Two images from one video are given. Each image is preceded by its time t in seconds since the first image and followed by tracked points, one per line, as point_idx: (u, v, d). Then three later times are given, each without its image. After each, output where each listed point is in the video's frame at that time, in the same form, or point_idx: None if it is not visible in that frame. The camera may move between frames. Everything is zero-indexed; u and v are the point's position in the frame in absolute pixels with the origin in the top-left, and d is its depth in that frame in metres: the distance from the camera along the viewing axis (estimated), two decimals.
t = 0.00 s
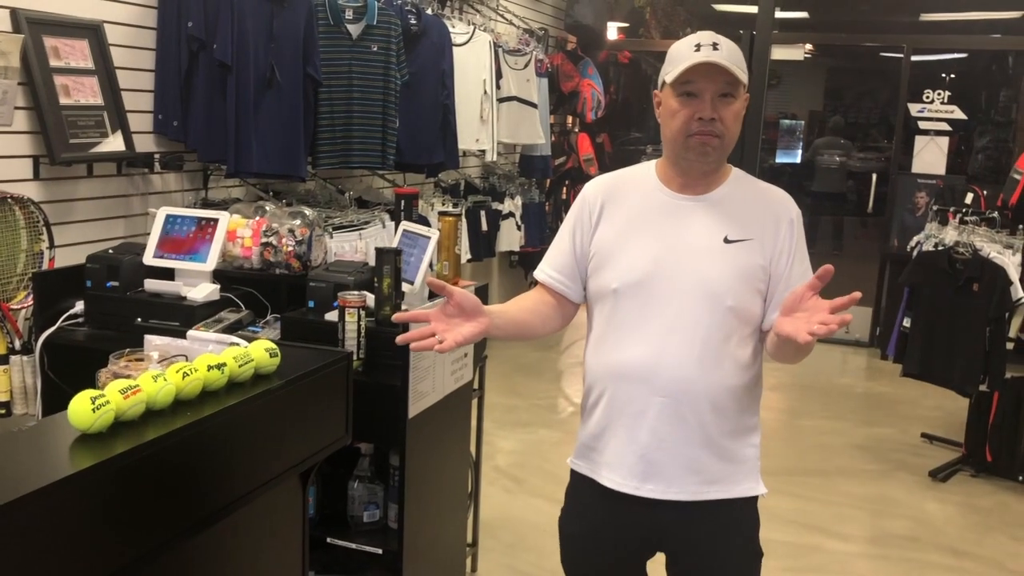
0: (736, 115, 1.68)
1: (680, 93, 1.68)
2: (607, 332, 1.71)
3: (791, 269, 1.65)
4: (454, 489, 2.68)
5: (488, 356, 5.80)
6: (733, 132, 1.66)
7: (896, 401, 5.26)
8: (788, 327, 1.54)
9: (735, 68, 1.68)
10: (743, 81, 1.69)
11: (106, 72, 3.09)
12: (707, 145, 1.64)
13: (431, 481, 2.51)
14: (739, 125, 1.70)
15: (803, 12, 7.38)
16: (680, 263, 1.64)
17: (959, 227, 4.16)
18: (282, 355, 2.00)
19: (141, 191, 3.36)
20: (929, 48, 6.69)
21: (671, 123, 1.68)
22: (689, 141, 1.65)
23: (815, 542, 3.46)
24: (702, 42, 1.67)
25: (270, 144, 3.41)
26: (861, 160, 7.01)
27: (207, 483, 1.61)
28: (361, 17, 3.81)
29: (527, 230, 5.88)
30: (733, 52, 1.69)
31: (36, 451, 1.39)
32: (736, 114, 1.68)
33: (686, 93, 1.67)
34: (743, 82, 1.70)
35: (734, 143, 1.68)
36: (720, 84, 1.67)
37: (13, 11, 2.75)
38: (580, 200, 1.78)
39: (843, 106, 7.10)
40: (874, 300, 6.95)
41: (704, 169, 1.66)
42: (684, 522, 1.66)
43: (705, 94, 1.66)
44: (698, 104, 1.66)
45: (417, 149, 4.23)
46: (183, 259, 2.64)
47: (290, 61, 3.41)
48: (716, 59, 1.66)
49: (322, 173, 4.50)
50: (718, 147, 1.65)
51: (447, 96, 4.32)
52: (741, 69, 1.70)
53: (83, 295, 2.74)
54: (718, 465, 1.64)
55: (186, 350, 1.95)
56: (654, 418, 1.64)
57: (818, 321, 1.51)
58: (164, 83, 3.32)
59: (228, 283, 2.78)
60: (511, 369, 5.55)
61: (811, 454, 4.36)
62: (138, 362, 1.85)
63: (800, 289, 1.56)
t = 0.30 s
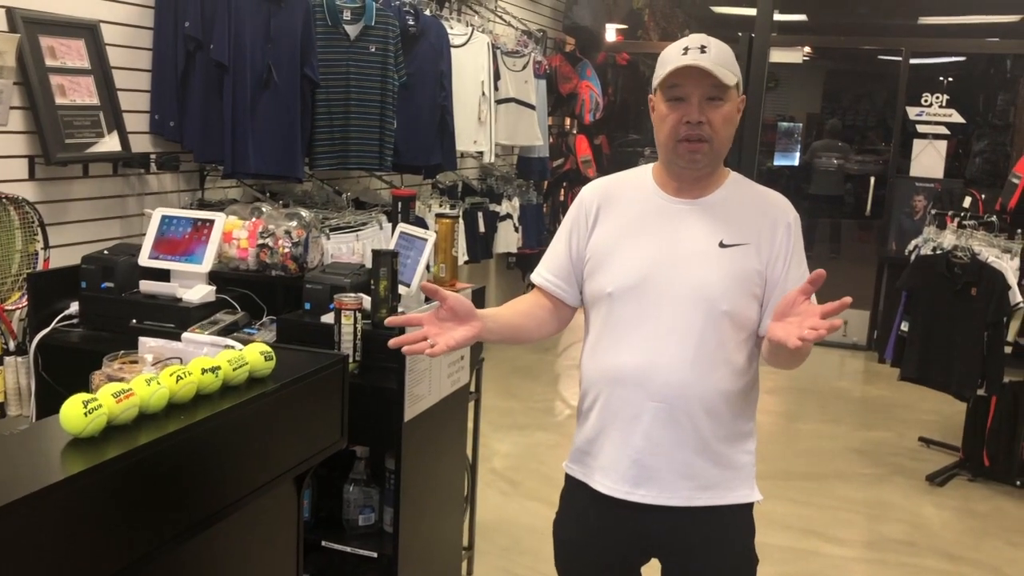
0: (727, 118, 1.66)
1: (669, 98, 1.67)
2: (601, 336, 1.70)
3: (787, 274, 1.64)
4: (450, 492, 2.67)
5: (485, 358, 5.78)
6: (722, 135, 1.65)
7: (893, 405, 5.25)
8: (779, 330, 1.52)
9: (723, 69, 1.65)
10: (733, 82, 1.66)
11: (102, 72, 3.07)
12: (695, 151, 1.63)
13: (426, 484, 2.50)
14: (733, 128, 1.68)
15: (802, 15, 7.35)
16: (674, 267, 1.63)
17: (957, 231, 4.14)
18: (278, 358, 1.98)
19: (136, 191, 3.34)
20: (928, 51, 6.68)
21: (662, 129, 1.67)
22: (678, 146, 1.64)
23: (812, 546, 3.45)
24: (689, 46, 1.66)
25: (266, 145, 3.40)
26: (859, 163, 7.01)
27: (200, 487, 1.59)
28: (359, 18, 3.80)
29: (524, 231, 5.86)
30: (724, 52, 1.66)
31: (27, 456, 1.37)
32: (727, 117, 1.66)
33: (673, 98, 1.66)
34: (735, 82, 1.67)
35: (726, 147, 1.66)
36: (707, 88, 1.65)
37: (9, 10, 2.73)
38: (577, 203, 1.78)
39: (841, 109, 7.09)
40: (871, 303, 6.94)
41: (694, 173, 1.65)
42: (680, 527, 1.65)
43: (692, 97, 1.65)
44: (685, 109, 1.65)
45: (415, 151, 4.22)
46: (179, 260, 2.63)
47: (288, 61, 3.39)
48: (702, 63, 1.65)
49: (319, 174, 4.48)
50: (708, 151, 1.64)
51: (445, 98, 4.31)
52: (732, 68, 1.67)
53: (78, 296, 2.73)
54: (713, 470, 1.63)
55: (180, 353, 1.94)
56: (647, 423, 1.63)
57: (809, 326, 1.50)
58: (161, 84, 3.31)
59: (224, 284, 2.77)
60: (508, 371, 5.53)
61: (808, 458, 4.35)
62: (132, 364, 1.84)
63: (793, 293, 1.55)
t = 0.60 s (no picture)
0: (689, 121, 1.58)
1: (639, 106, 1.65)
2: (598, 340, 1.69)
3: (787, 284, 1.59)
4: (445, 496, 2.65)
5: (486, 360, 5.76)
6: (683, 141, 1.58)
7: (896, 412, 5.22)
8: (759, 352, 1.49)
9: (678, 74, 1.59)
10: (689, 85, 1.58)
11: (102, 71, 3.06)
12: (656, 161, 1.60)
13: (421, 488, 2.48)
14: (703, 128, 1.60)
15: (810, 19, 7.29)
16: (670, 273, 1.61)
17: (961, 237, 4.12)
18: (270, 360, 1.97)
19: (135, 190, 3.34)
20: (935, 56, 6.65)
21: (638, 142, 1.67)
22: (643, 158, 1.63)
23: (810, 553, 3.43)
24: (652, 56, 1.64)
25: (266, 145, 3.39)
26: (865, 167, 6.98)
27: (191, 489, 1.58)
28: (361, 18, 3.78)
29: (526, 233, 5.85)
30: (685, 56, 1.60)
31: (11, 457, 1.36)
32: (690, 122, 1.58)
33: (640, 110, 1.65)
34: (698, 84, 1.59)
35: (693, 150, 1.59)
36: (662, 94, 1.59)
37: (8, 8, 2.73)
38: (582, 206, 1.78)
39: (847, 113, 7.06)
40: (875, 309, 6.91)
41: (667, 180, 1.63)
42: (672, 536, 1.62)
43: (649, 107, 1.61)
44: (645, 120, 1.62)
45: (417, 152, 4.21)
46: (175, 260, 2.62)
47: (288, 61, 3.38)
48: (657, 71, 1.61)
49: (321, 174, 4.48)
50: (667, 161, 1.59)
51: (447, 99, 4.30)
52: (693, 70, 1.59)
53: (74, 295, 2.72)
54: (703, 480, 1.61)
55: (172, 354, 1.93)
56: (638, 429, 1.62)
57: (787, 350, 1.45)
58: (161, 83, 3.30)
59: (221, 284, 2.76)
60: (508, 373, 5.51)
61: (808, 464, 4.33)
62: (124, 365, 1.83)
63: (779, 314, 1.50)
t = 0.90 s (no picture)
0: (690, 125, 1.55)
1: (639, 112, 1.62)
2: (596, 343, 1.69)
3: (781, 289, 1.54)
4: (443, 498, 2.64)
5: (491, 362, 5.74)
6: (683, 146, 1.55)
7: (903, 419, 5.18)
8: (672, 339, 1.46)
9: (676, 78, 1.56)
10: (688, 89, 1.55)
11: (106, 69, 3.06)
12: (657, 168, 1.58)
13: (418, 489, 2.46)
14: (704, 132, 1.57)
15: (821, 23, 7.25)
16: (664, 277, 1.60)
17: (970, 244, 4.10)
18: (264, 360, 1.95)
19: (139, 187, 3.34)
20: (947, 61, 6.61)
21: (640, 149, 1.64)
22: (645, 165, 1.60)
23: (813, 561, 3.40)
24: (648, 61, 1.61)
25: (270, 143, 3.39)
26: (878, 172, 6.93)
27: (183, 488, 1.57)
28: (367, 18, 3.78)
29: (533, 235, 5.83)
30: (681, 60, 1.57)
31: None
32: (689, 126, 1.55)
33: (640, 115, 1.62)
34: (696, 88, 1.56)
35: (694, 154, 1.56)
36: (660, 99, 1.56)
37: (13, 4, 2.73)
38: (588, 209, 1.79)
39: (859, 118, 7.03)
40: (884, 315, 6.86)
41: (669, 185, 1.60)
42: (667, 543, 1.60)
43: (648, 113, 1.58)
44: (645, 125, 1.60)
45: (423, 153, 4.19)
46: (176, 258, 2.61)
47: (293, 60, 3.38)
48: (654, 76, 1.59)
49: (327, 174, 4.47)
50: (669, 167, 1.57)
51: (453, 100, 4.29)
52: (691, 73, 1.56)
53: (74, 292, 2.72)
54: (695, 489, 1.58)
55: (168, 352, 1.93)
56: (629, 434, 1.61)
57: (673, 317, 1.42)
58: (165, 81, 3.29)
59: (222, 283, 2.75)
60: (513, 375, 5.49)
61: (813, 470, 4.30)
62: (119, 363, 1.82)
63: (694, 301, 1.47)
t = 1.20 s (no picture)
0: (695, 130, 1.53)
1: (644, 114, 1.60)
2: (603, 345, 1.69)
3: (786, 289, 1.53)
4: (445, 498, 2.63)
5: (497, 364, 5.74)
6: (688, 150, 1.54)
7: (910, 425, 5.15)
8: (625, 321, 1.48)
9: (681, 81, 1.54)
10: (692, 93, 1.52)
11: (113, 67, 3.07)
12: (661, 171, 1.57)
13: (419, 490, 2.46)
14: (710, 136, 1.54)
15: (832, 26, 7.22)
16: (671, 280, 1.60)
17: (978, 248, 4.05)
18: (265, 358, 1.95)
19: (145, 185, 3.34)
20: (959, 65, 6.56)
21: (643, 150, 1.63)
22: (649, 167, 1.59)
23: (817, 566, 3.38)
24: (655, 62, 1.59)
25: (276, 143, 3.38)
26: (889, 176, 6.90)
27: (183, 486, 1.57)
28: (375, 18, 3.77)
29: (540, 237, 5.82)
30: (688, 63, 1.54)
31: None
32: (694, 130, 1.53)
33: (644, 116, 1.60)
34: (703, 91, 1.53)
35: (698, 158, 1.54)
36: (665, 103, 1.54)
37: (20, 1, 2.73)
38: (595, 209, 1.78)
39: (870, 122, 6.99)
40: (893, 320, 6.83)
41: (677, 189, 1.58)
42: (666, 547, 1.59)
43: (652, 115, 1.57)
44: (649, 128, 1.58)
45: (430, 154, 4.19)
46: (180, 256, 2.61)
47: (300, 59, 3.38)
48: (659, 79, 1.56)
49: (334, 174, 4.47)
50: (673, 171, 1.56)
51: (460, 100, 4.29)
52: (698, 76, 1.53)
53: (79, 289, 2.72)
54: (699, 493, 1.57)
55: (168, 349, 1.93)
56: (634, 437, 1.60)
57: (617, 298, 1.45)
58: (173, 79, 3.30)
59: (225, 282, 2.75)
60: (519, 377, 5.48)
61: (818, 475, 4.28)
62: (120, 360, 1.82)
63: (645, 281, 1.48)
